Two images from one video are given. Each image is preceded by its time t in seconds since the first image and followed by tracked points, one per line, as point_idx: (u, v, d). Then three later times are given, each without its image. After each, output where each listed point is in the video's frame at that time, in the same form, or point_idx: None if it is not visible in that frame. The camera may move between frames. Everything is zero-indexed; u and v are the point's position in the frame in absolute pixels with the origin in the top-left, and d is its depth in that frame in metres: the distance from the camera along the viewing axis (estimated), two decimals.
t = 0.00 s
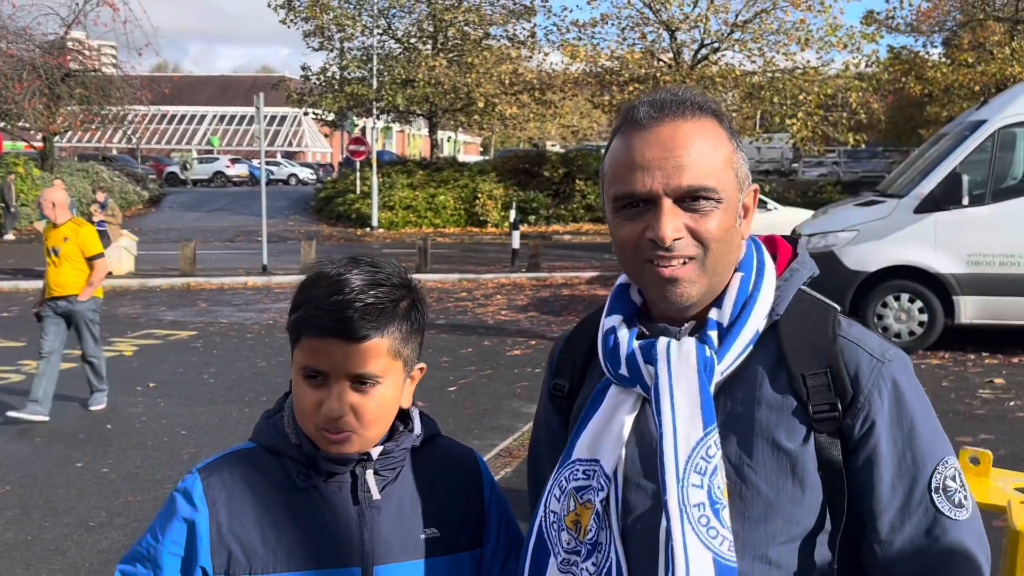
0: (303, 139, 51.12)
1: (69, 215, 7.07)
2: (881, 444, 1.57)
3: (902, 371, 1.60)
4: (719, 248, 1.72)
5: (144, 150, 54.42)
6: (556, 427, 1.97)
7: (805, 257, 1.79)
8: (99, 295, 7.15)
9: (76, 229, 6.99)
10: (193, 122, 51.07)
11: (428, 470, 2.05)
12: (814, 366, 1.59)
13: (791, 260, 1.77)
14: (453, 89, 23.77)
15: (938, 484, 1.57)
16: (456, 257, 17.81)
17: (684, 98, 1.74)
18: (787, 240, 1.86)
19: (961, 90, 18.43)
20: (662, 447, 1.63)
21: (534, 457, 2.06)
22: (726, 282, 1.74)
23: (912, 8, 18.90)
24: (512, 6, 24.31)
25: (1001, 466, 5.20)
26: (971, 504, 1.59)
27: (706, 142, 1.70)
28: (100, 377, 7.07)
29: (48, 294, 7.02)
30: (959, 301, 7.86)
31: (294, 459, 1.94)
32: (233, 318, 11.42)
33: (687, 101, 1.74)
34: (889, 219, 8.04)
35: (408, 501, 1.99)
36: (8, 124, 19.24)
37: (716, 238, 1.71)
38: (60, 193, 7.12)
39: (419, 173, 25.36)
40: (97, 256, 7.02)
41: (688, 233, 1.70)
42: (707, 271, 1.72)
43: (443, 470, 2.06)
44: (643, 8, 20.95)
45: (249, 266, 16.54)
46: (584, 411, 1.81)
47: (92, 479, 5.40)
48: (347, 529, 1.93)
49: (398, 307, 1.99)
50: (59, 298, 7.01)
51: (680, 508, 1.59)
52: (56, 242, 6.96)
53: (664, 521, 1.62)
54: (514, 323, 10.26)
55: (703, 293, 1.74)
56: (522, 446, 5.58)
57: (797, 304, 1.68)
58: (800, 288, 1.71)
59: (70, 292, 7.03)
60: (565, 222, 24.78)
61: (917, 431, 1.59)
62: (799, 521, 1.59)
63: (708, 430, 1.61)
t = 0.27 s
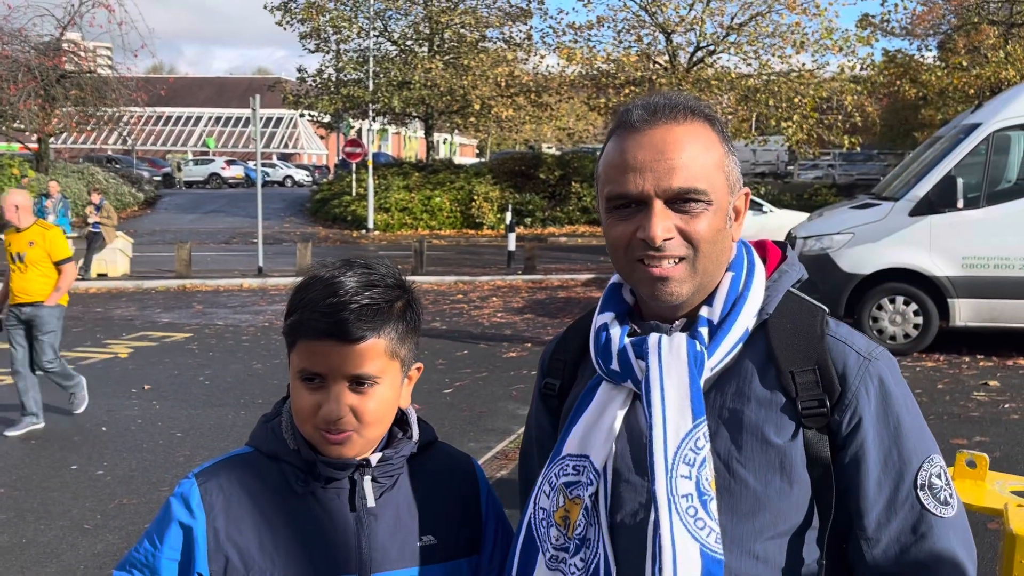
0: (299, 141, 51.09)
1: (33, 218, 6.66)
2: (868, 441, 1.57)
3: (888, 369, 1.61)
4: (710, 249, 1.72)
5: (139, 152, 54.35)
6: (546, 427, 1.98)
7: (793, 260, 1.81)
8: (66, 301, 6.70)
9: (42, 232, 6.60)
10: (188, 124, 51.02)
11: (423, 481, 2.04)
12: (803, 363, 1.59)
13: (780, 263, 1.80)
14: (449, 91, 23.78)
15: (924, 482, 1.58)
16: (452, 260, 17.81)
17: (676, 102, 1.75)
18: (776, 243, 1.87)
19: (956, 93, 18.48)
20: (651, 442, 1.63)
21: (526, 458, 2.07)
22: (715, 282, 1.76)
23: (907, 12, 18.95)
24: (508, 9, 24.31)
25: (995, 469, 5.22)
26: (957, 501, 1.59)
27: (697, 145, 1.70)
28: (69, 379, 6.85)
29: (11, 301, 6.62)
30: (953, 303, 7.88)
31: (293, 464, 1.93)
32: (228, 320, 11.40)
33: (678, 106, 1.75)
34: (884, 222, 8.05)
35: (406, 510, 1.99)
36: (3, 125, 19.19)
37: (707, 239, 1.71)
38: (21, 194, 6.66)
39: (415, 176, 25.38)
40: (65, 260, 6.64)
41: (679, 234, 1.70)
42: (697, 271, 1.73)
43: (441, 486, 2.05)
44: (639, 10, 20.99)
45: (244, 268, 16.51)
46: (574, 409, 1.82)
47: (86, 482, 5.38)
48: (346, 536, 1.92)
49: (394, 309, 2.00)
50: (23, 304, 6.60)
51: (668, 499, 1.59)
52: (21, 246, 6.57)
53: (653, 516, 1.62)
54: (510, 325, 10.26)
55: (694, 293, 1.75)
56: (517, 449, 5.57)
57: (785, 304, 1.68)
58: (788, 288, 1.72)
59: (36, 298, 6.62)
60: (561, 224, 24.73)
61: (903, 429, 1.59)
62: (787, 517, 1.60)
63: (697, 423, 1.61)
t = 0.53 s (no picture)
0: (293, 142, 51.05)
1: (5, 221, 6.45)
2: (872, 441, 1.58)
3: (893, 370, 1.62)
4: (717, 249, 1.73)
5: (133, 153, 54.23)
6: (548, 427, 1.98)
7: (798, 262, 1.83)
8: (34, 307, 6.47)
9: (12, 236, 6.38)
10: (183, 125, 50.93)
11: (419, 485, 2.03)
12: (807, 363, 1.60)
13: (785, 264, 1.81)
14: (444, 92, 23.81)
15: (927, 484, 1.59)
16: (447, 262, 17.82)
17: (685, 103, 1.76)
18: (780, 246, 1.89)
19: (949, 96, 18.56)
20: (656, 440, 1.64)
21: (526, 458, 2.07)
22: (722, 284, 1.77)
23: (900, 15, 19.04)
24: (503, 11, 24.31)
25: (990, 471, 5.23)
26: (960, 504, 1.61)
27: (706, 145, 1.72)
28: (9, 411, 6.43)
29: None
30: (948, 306, 7.91)
31: (289, 465, 1.94)
32: (223, 322, 11.38)
33: (687, 107, 1.76)
34: (879, 224, 8.08)
35: (401, 514, 1.98)
36: None
37: (713, 239, 1.73)
38: None
39: (410, 177, 25.42)
40: (36, 266, 6.41)
41: (686, 234, 1.72)
42: (704, 271, 1.74)
43: (433, 490, 2.04)
44: (633, 13, 21.05)
45: (239, 269, 16.49)
46: (577, 407, 1.82)
47: (81, 484, 5.37)
48: (342, 535, 1.92)
49: (389, 309, 2.00)
50: None
51: (673, 496, 1.59)
52: None
53: (656, 515, 1.62)
54: (506, 327, 10.27)
55: (700, 293, 1.76)
56: (513, 450, 5.58)
57: (790, 305, 1.70)
58: (792, 291, 1.74)
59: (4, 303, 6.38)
60: (556, 226, 24.73)
61: (907, 429, 1.60)
62: (790, 517, 1.60)
63: (703, 420, 1.62)
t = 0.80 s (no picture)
0: (285, 144, 50.93)
1: None
2: (901, 453, 1.59)
3: (922, 380, 1.62)
4: (743, 256, 1.72)
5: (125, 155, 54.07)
6: (568, 432, 1.95)
7: (823, 267, 1.81)
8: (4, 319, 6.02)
9: None
10: (174, 126, 50.77)
11: (426, 487, 2.06)
12: (836, 373, 1.59)
13: (812, 270, 1.79)
14: (437, 94, 23.78)
15: (956, 496, 1.60)
16: (440, 264, 17.81)
17: (711, 107, 1.75)
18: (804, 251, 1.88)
19: (940, 100, 18.66)
20: (682, 449, 1.62)
21: (542, 461, 2.04)
22: (748, 290, 1.76)
23: (891, 18, 19.14)
24: (496, 13, 24.28)
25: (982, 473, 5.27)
26: (987, 517, 1.62)
27: (733, 151, 1.70)
28: None
29: None
30: (938, 308, 7.95)
31: (291, 472, 1.93)
32: (215, 324, 11.35)
33: (713, 112, 1.75)
34: (871, 227, 8.14)
35: (403, 518, 2.00)
36: None
37: (740, 247, 1.72)
38: None
39: (403, 179, 25.39)
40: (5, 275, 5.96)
41: (712, 241, 1.71)
42: (730, 279, 1.73)
43: (435, 490, 2.07)
44: (626, 15, 21.09)
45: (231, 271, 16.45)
46: (597, 414, 1.79)
47: (73, 487, 5.34)
48: (346, 543, 1.92)
49: (393, 315, 2.01)
50: None
51: (700, 506, 1.58)
52: None
53: (680, 526, 1.61)
54: (499, 329, 10.28)
55: (727, 300, 1.75)
56: (507, 453, 5.59)
57: (817, 313, 1.68)
58: (819, 297, 1.72)
59: None
60: (549, 228, 24.71)
61: (935, 440, 1.60)
62: (817, 527, 1.61)
63: (730, 429, 1.60)
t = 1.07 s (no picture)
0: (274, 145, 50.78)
1: None
2: (958, 479, 1.48)
3: (986, 405, 1.50)
4: (799, 267, 1.63)
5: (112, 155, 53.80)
6: (605, 435, 1.89)
7: (883, 281, 1.72)
8: None
9: None
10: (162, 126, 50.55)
11: (432, 491, 2.03)
12: (892, 392, 1.51)
13: (871, 283, 1.70)
14: (427, 96, 23.75)
15: (1014, 529, 1.46)
16: (430, 265, 17.80)
17: (770, 108, 1.66)
18: (863, 262, 1.78)
19: (927, 103, 18.81)
20: (726, 460, 1.55)
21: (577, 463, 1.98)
22: (804, 300, 1.67)
23: (879, 22, 19.26)
24: (486, 14, 24.26)
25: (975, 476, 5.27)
26: None
27: (792, 154, 1.61)
28: None
29: None
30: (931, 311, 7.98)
31: (295, 477, 1.92)
32: (204, 325, 11.29)
33: (771, 112, 1.66)
34: (862, 229, 8.17)
35: (409, 524, 1.97)
36: None
37: (795, 257, 1.63)
38: None
39: (392, 181, 25.37)
40: None
41: (764, 249, 1.62)
42: (784, 290, 1.64)
43: (442, 491, 2.03)
44: (616, 17, 21.15)
45: (220, 272, 16.39)
46: (638, 418, 1.74)
47: (62, 491, 5.30)
48: (351, 549, 1.91)
49: (399, 319, 2.00)
50: None
51: (740, 521, 1.50)
52: None
53: (718, 539, 1.55)
54: (490, 331, 10.27)
55: (779, 311, 1.66)
56: (500, 456, 5.58)
57: (875, 329, 1.59)
58: (877, 312, 1.63)
59: None
60: (538, 230, 24.72)
61: (996, 467, 1.49)
62: (864, 550, 1.51)
63: (777, 444, 1.53)
